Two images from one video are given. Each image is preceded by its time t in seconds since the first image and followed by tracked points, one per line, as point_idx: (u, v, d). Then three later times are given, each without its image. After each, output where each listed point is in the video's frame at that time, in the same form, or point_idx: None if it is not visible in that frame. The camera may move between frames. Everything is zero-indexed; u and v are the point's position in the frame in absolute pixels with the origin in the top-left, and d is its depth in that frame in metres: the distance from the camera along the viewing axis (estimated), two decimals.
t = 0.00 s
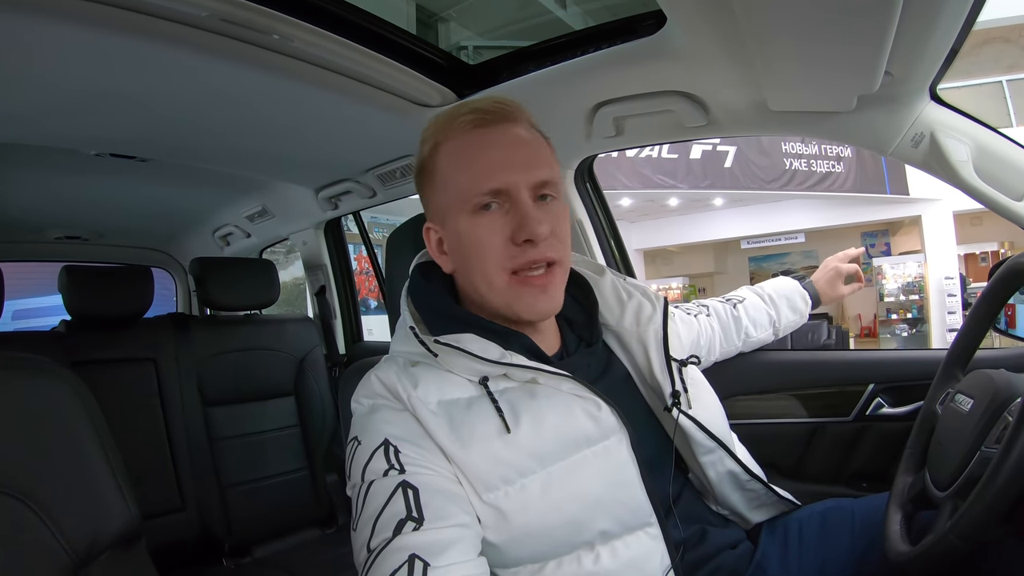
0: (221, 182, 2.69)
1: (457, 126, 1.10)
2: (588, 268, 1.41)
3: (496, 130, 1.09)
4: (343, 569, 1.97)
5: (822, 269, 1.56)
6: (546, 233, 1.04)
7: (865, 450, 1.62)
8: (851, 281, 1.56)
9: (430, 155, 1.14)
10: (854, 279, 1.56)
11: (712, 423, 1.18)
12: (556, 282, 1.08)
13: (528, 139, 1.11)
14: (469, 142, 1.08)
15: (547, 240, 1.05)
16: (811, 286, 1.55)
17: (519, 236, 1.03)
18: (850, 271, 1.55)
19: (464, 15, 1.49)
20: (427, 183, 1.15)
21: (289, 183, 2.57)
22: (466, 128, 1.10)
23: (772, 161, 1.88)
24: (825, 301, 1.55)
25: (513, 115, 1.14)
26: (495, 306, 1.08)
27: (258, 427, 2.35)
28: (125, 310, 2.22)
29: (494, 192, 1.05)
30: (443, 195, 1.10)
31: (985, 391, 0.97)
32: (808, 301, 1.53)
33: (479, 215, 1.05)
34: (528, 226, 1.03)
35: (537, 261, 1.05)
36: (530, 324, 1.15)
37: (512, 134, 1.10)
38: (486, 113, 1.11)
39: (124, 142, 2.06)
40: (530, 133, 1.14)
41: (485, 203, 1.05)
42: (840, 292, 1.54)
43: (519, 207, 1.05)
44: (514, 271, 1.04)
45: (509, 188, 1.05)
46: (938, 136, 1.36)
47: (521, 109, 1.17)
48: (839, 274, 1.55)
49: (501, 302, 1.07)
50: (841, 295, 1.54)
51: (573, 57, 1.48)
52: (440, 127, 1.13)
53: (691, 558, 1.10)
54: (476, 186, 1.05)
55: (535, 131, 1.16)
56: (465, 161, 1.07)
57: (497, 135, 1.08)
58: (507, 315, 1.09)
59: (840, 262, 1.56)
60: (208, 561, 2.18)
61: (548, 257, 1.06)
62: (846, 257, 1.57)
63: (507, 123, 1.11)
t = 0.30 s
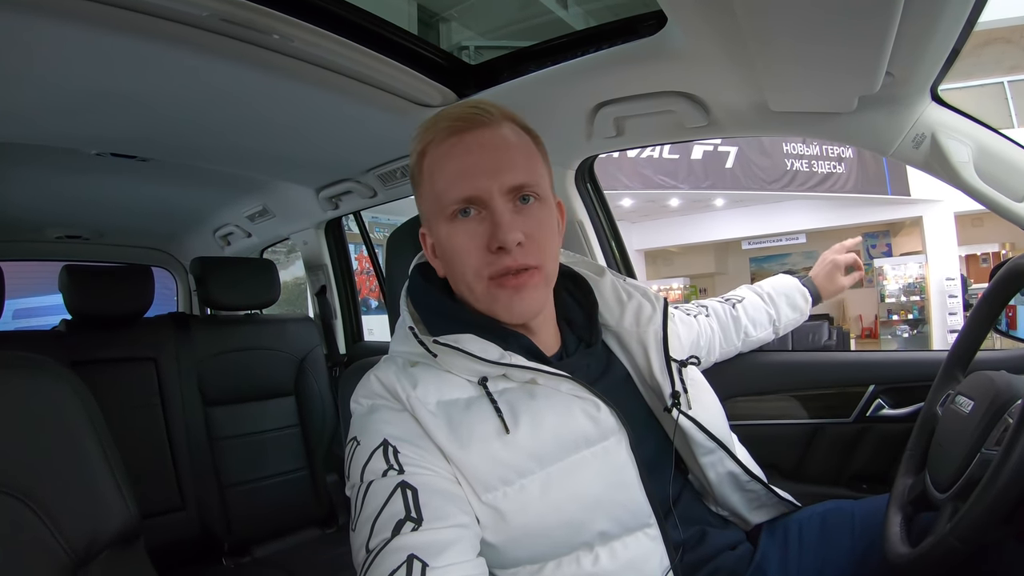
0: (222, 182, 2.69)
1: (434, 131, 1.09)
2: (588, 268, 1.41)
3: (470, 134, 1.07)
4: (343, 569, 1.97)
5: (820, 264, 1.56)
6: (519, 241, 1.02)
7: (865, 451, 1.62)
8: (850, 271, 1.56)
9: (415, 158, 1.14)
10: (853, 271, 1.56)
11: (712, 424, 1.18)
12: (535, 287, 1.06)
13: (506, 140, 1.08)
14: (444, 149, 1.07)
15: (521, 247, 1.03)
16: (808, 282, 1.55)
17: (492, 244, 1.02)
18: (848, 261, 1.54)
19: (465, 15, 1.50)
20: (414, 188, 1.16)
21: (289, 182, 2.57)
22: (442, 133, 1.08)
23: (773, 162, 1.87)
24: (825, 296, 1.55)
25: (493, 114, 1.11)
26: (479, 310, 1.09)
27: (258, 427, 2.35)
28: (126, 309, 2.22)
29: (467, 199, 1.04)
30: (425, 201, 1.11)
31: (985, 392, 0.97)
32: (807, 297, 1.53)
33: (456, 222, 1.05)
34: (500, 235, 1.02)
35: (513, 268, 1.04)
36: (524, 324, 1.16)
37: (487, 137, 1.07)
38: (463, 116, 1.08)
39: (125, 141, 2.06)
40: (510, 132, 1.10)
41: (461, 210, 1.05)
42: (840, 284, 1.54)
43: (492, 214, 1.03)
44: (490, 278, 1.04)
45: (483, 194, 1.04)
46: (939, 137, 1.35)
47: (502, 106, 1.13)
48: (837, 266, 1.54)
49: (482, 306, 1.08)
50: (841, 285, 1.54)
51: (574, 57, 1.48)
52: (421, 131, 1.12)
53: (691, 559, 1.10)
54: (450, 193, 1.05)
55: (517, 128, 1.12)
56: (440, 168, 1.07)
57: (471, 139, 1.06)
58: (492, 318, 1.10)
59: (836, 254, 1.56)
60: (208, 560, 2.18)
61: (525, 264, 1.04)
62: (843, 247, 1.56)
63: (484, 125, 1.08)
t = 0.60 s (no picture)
0: (224, 183, 2.70)
1: (435, 133, 1.09)
2: (590, 269, 1.41)
3: (471, 136, 1.07)
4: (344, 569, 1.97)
5: (824, 272, 1.57)
6: (519, 245, 1.02)
7: (866, 451, 1.62)
8: (851, 283, 1.58)
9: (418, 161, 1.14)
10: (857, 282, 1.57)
11: (713, 425, 1.18)
12: (536, 290, 1.06)
13: (507, 142, 1.08)
14: (446, 151, 1.07)
15: (522, 250, 1.03)
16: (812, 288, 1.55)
17: (493, 248, 1.02)
18: (851, 274, 1.55)
19: (466, 15, 1.50)
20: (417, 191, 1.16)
21: (291, 183, 2.57)
22: (443, 136, 1.08)
23: (774, 162, 1.87)
24: (826, 301, 1.55)
25: (494, 116, 1.11)
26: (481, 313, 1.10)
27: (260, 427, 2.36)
28: (127, 309, 2.23)
29: (469, 202, 1.04)
30: (426, 203, 1.11)
31: (986, 392, 0.96)
32: (808, 301, 1.54)
33: (457, 225, 1.05)
34: (500, 238, 1.02)
35: (514, 272, 1.04)
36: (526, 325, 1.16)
37: (488, 139, 1.07)
38: (464, 118, 1.08)
39: (126, 142, 2.06)
40: (512, 134, 1.10)
41: (462, 214, 1.05)
42: (842, 294, 1.55)
43: (493, 217, 1.04)
44: (491, 281, 1.04)
45: (483, 198, 1.04)
46: (940, 137, 1.36)
47: (504, 108, 1.13)
48: (840, 276, 1.55)
49: (484, 310, 1.08)
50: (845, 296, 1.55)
51: (575, 57, 1.48)
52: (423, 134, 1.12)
53: (691, 560, 1.09)
54: (452, 197, 1.05)
55: (518, 129, 1.11)
56: (441, 171, 1.07)
57: (472, 141, 1.06)
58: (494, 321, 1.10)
59: (841, 264, 1.57)
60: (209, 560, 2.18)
61: (526, 268, 1.04)
62: (848, 259, 1.58)
63: (486, 127, 1.08)
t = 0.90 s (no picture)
0: (226, 183, 2.70)
1: (436, 133, 1.09)
2: (591, 269, 1.41)
3: (472, 136, 1.07)
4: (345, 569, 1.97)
5: (822, 262, 1.58)
6: (522, 243, 1.02)
7: (867, 452, 1.62)
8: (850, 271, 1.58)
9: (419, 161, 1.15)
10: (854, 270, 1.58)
11: (715, 425, 1.18)
12: (538, 288, 1.06)
13: (508, 142, 1.08)
14: (446, 151, 1.07)
15: (524, 249, 1.03)
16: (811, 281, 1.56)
17: (495, 247, 1.02)
18: (849, 261, 1.56)
19: (467, 15, 1.50)
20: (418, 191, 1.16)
21: (292, 183, 2.58)
22: (444, 136, 1.08)
23: (774, 163, 1.86)
24: (827, 295, 1.57)
25: (495, 115, 1.11)
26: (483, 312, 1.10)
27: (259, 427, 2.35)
28: (128, 309, 2.23)
29: (471, 201, 1.04)
30: (428, 203, 1.11)
31: (987, 393, 0.97)
32: (807, 296, 1.54)
33: (459, 224, 1.05)
34: (503, 237, 1.02)
35: (517, 271, 1.04)
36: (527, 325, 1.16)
37: (490, 138, 1.07)
38: (465, 117, 1.08)
39: (128, 142, 2.06)
40: (513, 134, 1.10)
41: (464, 213, 1.05)
42: (841, 283, 1.56)
43: (495, 216, 1.04)
44: (494, 280, 1.04)
45: (485, 197, 1.04)
46: (942, 138, 1.36)
47: (505, 107, 1.13)
48: (838, 265, 1.56)
49: (486, 309, 1.08)
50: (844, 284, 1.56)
51: (577, 57, 1.48)
52: (424, 134, 1.12)
53: (693, 560, 1.10)
54: (454, 196, 1.05)
55: (519, 129, 1.12)
56: (442, 170, 1.07)
57: (473, 141, 1.06)
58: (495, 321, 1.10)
59: (836, 252, 1.57)
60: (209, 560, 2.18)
61: (529, 266, 1.04)
62: (843, 245, 1.57)
63: (487, 126, 1.09)
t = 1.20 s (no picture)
0: (226, 183, 2.71)
1: (440, 134, 1.09)
2: (592, 269, 1.41)
3: (477, 137, 1.07)
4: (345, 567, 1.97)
5: (825, 272, 1.57)
6: (526, 246, 1.03)
7: (867, 450, 1.66)
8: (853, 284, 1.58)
9: (423, 160, 1.14)
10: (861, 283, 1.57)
11: (715, 426, 1.18)
12: (541, 291, 1.07)
13: (512, 143, 1.08)
14: (451, 152, 1.07)
15: (527, 252, 1.03)
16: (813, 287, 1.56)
17: (498, 249, 1.02)
18: (855, 274, 1.55)
19: (468, 15, 1.50)
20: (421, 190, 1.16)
21: (293, 183, 2.58)
22: (449, 136, 1.08)
23: (774, 163, 1.86)
24: (828, 301, 1.55)
25: (499, 116, 1.11)
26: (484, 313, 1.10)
27: (259, 427, 2.37)
28: (128, 308, 2.23)
29: (474, 203, 1.04)
30: (431, 204, 1.11)
31: (988, 393, 0.97)
32: (812, 300, 1.54)
33: (462, 226, 1.05)
34: (507, 240, 1.02)
35: (520, 274, 1.04)
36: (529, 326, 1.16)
37: (494, 140, 1.07)
38: (469, 117, 1.08)
39: (129, 141, 2.06)
40: (517, 135, 1.10)
41: (468, 214, 1.05)
42: (844, 295, 1.55)
43: (499, 218, 1.04)
44: (497, 283, 1.04)
45: (489, 199, 1.04)
46: (942, 139, 1.36)
47: (509, 108, 1.13)
48: (842, 277, 1.55)
49: (488, 311, 1.08)
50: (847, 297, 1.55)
51: (578, 57, 1.48)
52: (428, 133, 1.11)
53: (693, 561, 1.14)
54: (457, 197, 1.05)
55: (523, 130, 1.12)
56: (446, 171, 1.06)
57: (478, 142, 1.06)
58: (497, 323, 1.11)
59: (844, 265, 1.57)
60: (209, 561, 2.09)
61: (532, 269, 1.05)
62: (850, 260, 1.58)
63: (492, 127, 1.08)
